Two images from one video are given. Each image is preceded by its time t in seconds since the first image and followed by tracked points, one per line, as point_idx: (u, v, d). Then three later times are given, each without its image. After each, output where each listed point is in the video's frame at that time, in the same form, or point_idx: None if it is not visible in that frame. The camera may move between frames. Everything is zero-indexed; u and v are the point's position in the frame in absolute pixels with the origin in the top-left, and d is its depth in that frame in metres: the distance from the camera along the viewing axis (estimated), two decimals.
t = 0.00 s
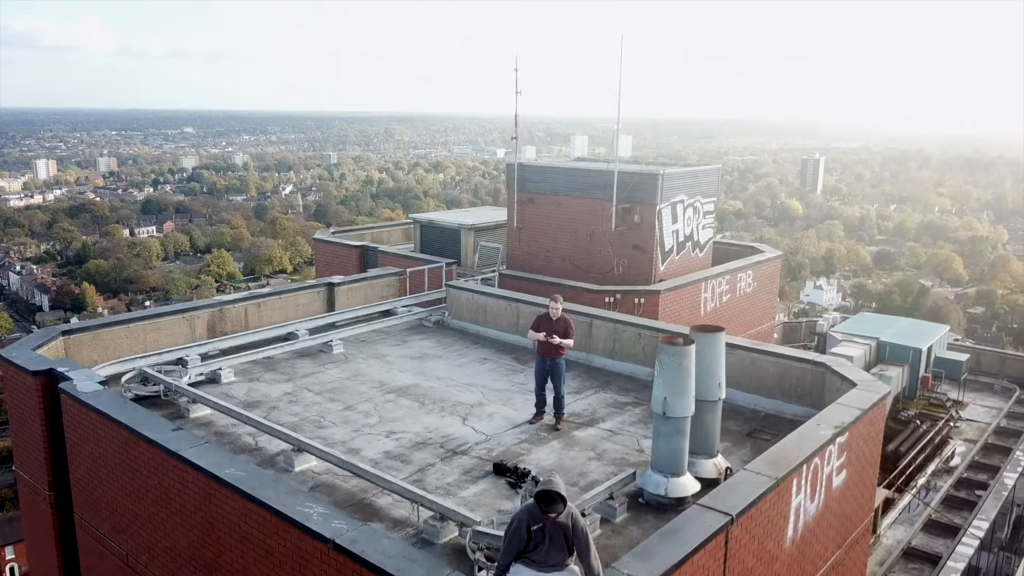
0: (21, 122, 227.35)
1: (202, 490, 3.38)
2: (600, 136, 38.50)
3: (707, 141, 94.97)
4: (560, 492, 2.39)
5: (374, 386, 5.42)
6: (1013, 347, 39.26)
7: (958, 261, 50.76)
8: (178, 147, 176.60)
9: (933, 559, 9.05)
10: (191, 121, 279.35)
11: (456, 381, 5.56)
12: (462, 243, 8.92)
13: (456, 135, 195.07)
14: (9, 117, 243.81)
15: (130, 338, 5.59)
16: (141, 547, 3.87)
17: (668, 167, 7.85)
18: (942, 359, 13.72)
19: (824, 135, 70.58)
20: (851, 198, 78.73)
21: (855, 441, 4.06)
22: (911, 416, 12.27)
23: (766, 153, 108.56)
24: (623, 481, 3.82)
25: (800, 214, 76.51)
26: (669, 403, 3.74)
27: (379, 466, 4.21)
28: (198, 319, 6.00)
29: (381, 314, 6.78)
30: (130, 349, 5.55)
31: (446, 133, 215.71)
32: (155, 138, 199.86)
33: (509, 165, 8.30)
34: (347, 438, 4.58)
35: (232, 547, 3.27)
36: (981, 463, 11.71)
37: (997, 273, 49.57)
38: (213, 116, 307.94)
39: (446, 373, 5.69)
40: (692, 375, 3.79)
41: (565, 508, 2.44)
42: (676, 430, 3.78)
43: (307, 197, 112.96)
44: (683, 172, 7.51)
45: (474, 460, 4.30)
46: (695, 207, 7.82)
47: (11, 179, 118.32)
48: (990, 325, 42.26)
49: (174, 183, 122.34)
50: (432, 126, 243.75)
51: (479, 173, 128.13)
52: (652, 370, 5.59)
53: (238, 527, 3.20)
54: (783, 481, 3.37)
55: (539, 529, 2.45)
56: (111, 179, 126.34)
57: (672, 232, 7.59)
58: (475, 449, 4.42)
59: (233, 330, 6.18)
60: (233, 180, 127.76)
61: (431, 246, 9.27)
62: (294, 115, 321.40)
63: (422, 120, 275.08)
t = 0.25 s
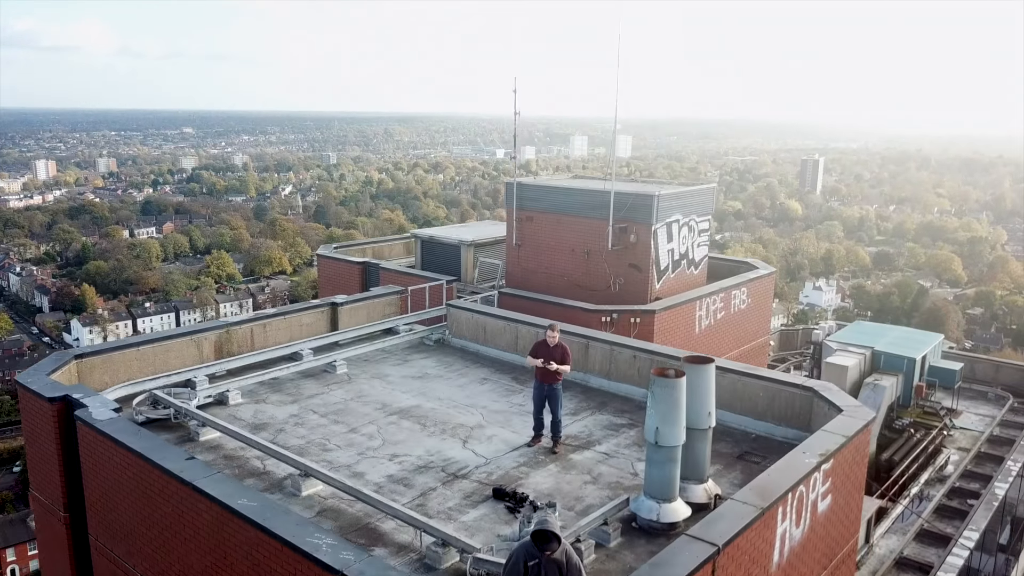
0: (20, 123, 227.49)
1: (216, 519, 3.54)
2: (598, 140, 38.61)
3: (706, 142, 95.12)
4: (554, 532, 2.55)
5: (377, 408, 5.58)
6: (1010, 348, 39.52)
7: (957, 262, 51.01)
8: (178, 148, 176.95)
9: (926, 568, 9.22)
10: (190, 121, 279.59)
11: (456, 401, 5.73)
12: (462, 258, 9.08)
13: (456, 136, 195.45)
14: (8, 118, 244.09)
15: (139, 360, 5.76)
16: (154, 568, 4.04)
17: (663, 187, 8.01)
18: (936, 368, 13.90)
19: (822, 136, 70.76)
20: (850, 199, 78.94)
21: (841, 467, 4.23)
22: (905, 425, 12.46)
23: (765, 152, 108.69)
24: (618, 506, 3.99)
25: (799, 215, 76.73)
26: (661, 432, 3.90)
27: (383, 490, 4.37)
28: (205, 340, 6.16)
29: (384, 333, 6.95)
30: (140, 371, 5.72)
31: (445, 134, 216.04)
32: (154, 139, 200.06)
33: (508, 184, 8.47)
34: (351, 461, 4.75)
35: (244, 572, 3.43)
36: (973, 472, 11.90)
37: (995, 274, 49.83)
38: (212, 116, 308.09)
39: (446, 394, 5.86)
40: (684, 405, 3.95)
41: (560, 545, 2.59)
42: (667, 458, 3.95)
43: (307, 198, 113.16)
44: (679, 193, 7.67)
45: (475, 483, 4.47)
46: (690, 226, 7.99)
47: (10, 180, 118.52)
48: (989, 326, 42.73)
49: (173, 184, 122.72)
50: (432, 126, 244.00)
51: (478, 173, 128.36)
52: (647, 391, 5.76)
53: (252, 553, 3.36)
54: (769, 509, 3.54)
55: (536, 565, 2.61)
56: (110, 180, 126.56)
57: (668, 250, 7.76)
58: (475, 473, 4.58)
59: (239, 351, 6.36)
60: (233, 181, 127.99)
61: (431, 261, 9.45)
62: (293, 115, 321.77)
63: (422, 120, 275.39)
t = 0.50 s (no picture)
0: (19, 123, 227.57)
1: (228, 544, 3.72)
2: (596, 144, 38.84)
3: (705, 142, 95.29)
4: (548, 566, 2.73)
5: (379, 427, 5.77)
6: (1009, 348, 39.80)
7: (956, 263, 51.28)
8: (177, 148, 177.11)
9: None
10: (189, 121, 279.82)
11: (457, 421, 5.91)
12: (462, 273, 9.27)
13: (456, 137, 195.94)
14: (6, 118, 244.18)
15: (150, 381, 5.93)
16: None
17: (659, 205, 8.20)
18: (930, 377, 14.08)
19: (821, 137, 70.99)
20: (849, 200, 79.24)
21: (824, 490, 4.41)
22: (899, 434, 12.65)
23: (765, 152, 108.93)
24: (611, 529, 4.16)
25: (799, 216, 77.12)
26: (652, 458, 4.08)
27: (386, 511, 4.56)
28: (212, 360, 6.34)
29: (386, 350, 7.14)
30: (150, 391, 5.91)
31: (445, 134, 216.44)
32: (153, 139, 200.27)
33: (508, 203, 8.65)
34: (356, 482, 4.93)
35: None
36: (965, 480, 12.09)
37: (994, 275, 50.08)
38: (212, 116, 308.43)
39: (447, 414, 6.03)
40: (674, 433, 4.14)
41: None
42: (658, 483, 4.13)
43: (306, 198, 113.38)
44: (673, 212, 7.85)
45: (474, 505, 4.65)
46: (685, 244, 8.18)
47: (9, 180, 118.60)
48: (988, 326, 43.06)
49: (173, 185, 122.93)
50: (432, 126, 244.52)
51: (478, 173, 128.60)
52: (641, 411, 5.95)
53: None
54: (755, 535, 3.72)
55: None
56: (110, 180, 126.67)
57: (663, 268, 7.94)
58: (475, 494, 4.77)
59: (245, 370, 6.54)
60: (233, 182, 128.26)
61: (432, 275, 9.64)
62: (293, 115, 321.92)
63: (422, 121, 275.79)
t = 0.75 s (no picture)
0: (18, 123, 227.77)
1: (239, 566, 3.91)
2: (595, 149, 39.10)
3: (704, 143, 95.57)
4: None
5: (382, 446, 5.96)
6: (1008, 349, 40.04)
7: (955, 263, 51.72)
8: (176, 149, 177.34)
9: None
10: (189, 121, 280.12)
11: (457, 439, 6.10)
12: (462, 287, 9.44)
13: (456, 139, 196.39)
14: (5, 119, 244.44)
15: (159, 400, 6.13)
16: None
17: (654, 223, 8.38)
18: (924, 385, 14.27)
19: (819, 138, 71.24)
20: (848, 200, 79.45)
21: (809, 510, 4.60)
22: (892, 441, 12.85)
23: (765, 154, 109.16)
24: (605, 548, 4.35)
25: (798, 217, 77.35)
26: (644, 482, 4.27)
27: (389, 530, 4.75)
28: (219, 378, 6.54)
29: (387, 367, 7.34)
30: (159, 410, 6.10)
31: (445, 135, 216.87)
32: (153, 139, 200.57)
33: (506, 220, 8.84)
34: (359, 501, 5.12)
35: None
36: (958, 488, 12.29)
37: (992, 275, 50.31)
38: (212, 116, 308.77)
39: (447, 431, 6.22)
40: (664, 458, 4.32)
41: None
42: (649, 505, 4.32)
43: (306, 199, 113.63)
44: (668, 230, 8.05)
45: (473, 524, 4.84)
46: (679, 261, 8.37)
47: (9, 180, 118.82)
48: (988, 326, 43.30)
49: (173, 185, 123.09)
50: (432, 126, 244.98)
51: (477, 174, 128.93)
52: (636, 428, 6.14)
53: None
54: (740, 556, 3.91)
55: None
56: (110, 180, 126.72)
57: (658, 285, 8.13)
58: (474, 514, 4.95)
59: (251, 388, 6.73)
60: (233, 182, 128.47)
61: (432, 289, 9.82)
62: (292, 115, 322.18)
63: (422, 121, 276.21)
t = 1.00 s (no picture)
0: (18, 123, 228.03)
1: None
2: (594, 152, 39.25)
3: (703, 144, 95.69)
4: None
5: (384, 462, 6.14)
6: (1006, 350, 40.30)
7: (953, 264, 52.17)
8: (176, 149, 177.42)
9: None
10: (189, 122, 280.36)
11: (457, 455, 6.29)
12: (462, 300, 9.63)
13: (456, 140, 196.61)
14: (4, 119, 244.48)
15: (168, 418, 6.33)
16: None
17: (649, 240, 8.57)
18: (916, 393, 14.48)
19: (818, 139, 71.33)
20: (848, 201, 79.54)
21: (794, 528, 4.78)
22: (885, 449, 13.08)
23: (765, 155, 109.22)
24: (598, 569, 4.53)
25: (797, 218, 77.50)
26: (636, 502, 4.46)
27: (392, 547, 4.94)
28: (226, 395, 6.74)
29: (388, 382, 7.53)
30: (169, 427, 6.30)
31: (445, 136, 217.15)
32: (152, 140, 200.82)
33: (505, 235, 9.04)
34: (362, 518, 5.30)
35: None
36: (949, 496, 12.52)
37: (991, 276, 50.40)
38: (212, 117, 308.91)
39: (447, 447, 6.41)
40: (656, 478, 4.52)
41: None
42: (641, 525, 4.51)
43: (306, 200, 113.80)
44: (662, 248, 8.25)
45: (472, 541, 5.03)
46: (673, 277, 8.56)
47: (8, 181, 119.01)
48: (988, 327, 43.57)
49: (172, 186, 123.22)
50: (432, 126, 245.48)
51: (477, 175, 129.11)
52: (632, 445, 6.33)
53: None
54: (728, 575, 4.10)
55: None
56: (109, 181, 126.72)
57: (654, 300, 8.32)
58: (473, 530, 5.14)
59: (257, 404, 6.93)
60: (232, 183, 128.59)
61: (432, 303, 10.02)
62: (292, 115, 322.35)
63: (422, 122, 276.39)
